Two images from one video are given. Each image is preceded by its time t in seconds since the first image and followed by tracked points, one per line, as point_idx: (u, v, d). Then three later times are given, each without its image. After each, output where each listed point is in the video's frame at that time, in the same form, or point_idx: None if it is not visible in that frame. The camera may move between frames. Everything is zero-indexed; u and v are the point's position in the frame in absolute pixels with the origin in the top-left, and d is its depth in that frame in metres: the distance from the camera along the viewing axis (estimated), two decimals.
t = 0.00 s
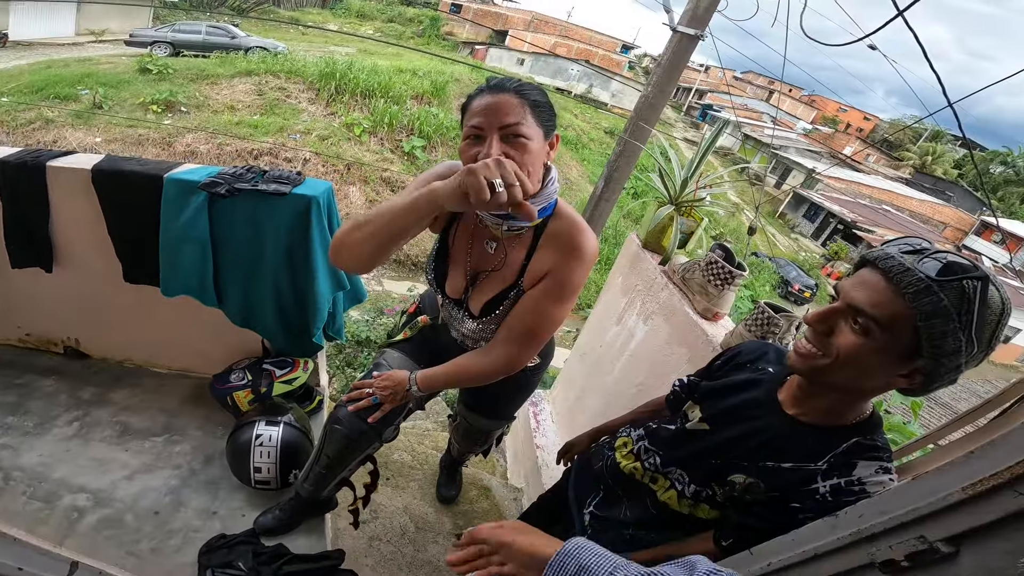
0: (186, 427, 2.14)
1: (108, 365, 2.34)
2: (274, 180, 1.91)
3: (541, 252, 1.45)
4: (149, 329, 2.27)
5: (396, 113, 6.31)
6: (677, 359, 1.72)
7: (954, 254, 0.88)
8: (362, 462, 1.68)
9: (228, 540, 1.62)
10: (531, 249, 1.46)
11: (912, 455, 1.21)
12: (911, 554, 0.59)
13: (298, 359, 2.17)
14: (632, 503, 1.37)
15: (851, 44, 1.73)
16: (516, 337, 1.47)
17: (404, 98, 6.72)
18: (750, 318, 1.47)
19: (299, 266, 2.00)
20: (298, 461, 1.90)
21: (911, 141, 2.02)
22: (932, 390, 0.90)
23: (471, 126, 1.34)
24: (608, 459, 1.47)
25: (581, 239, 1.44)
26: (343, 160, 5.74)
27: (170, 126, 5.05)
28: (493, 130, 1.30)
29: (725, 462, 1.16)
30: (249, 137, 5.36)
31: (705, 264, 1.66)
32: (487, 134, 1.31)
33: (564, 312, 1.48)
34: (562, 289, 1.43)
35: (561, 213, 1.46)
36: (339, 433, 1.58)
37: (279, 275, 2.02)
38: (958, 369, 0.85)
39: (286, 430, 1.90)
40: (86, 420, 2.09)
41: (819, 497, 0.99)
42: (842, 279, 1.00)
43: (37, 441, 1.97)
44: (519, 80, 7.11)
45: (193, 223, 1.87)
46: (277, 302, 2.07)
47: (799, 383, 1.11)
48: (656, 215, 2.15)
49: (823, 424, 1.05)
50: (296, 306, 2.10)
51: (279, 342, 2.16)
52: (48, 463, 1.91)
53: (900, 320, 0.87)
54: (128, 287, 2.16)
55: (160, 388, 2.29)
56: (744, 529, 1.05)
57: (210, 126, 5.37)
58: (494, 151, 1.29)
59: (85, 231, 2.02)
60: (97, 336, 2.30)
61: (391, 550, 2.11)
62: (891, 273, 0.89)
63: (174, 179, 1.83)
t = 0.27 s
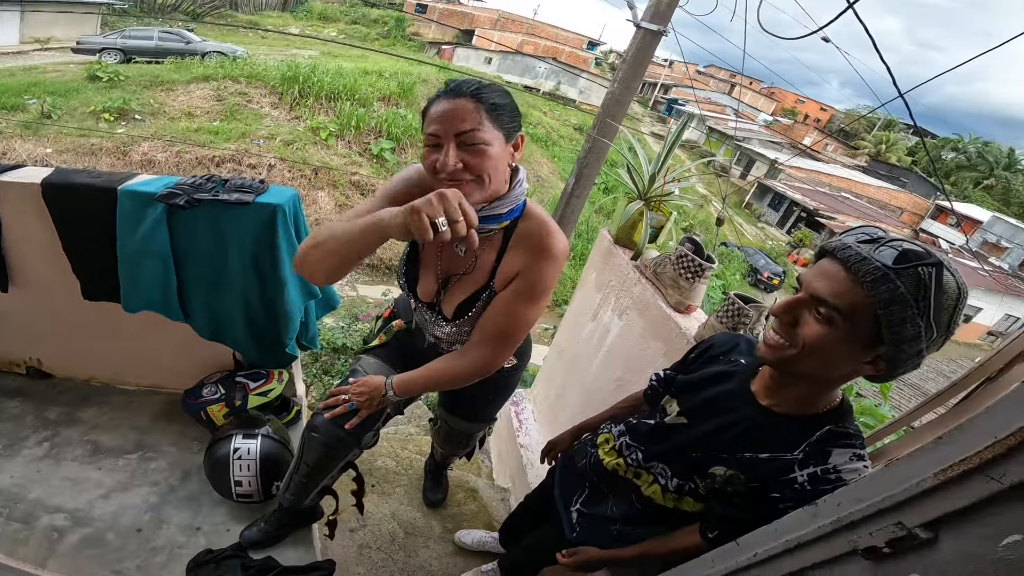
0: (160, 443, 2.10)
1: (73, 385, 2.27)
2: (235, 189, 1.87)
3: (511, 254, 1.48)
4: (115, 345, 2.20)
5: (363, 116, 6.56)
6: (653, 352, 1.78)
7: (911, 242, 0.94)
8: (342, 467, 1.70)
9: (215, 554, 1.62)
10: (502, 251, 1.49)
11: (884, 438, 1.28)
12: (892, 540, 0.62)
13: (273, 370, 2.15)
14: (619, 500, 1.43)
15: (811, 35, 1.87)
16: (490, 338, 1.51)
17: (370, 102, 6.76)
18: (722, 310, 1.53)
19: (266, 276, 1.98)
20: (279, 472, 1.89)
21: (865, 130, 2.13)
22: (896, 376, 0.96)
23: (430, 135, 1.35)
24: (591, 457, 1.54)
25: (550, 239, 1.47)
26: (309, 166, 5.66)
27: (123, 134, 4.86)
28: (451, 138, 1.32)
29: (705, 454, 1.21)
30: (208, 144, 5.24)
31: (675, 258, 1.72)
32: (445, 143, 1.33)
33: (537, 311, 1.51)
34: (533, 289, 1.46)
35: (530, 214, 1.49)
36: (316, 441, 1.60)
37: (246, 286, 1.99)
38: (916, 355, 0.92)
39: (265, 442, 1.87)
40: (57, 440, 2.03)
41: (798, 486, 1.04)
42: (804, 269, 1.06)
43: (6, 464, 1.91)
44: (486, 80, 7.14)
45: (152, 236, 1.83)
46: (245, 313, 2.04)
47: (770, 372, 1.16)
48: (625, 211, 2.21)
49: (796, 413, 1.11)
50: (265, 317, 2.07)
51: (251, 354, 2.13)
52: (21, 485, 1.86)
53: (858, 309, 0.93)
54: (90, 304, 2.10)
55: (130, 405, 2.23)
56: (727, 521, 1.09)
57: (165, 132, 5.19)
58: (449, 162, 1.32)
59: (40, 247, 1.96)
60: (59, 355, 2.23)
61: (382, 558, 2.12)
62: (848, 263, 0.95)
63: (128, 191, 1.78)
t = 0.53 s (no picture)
0: (130, 458, 2.06)
1: (33, 403, 2.20)
2: (187, 196, 1.85)
3: (473, 258, 1.49)
4: (73, 361, 2.16)
5: (323, 117, 6.11)
6: (626, 339, 1.84)
7: (863, 220, 1.01)
8: (320, 474, 1.70)
9: (199, 567, 1.65)
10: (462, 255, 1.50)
11: (854, 418, 1.35)
12: (871, 520, 0.64)
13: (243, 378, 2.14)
14: (601, 491, 1.47)
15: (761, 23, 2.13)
16: (468, 342, 1.53)
17: (332, 102, 6.48)
18: (690, 295, 1.59)
19: (226, 282, 1.97)
20: (255, 481, 1.89)
21: (821, 116, 2.35)
22: (858, 352, 1.04)
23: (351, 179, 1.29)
24: (571, 449, 1.58)
25: (511, 239, 1.48)
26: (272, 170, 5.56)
27: (68, 142, 4.70)
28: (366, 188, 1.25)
29: (683, 440, 1.27)
30: (162, 151, 5.08)
31: (643, 245, 1.78)
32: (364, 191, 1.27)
33: (509, 311, 1.53)
34: (501, 291, 1.48)
35: (487, 213, 1.49)
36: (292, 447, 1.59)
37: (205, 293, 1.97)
38: (873, 330, 0.99)
39: (238, 452, 1.87)
40: (22, 460, 1.97)
41: (774, 468, 1.08)
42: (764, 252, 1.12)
43: None
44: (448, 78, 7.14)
45: (101, 247, 1.79)
46: (207, 321, 2.03)
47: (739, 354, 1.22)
48: (592, 201, 2.26)
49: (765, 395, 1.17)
50: (227, 323, 2.06)
51: (216, 363, 2.12)
52: None
53: (817, 288, 1.00)
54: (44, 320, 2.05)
55: (93, 422, 2.17)
56: (709, 505, 1.14)
57: (116, 142, 5.03)
58: (388, 211, 1.29)
59: None
60: (14, 374, 2.16)
61: (371, 562, 2.13)
62: (805, 243, 1.02)
63: (72, 201, 1.73)
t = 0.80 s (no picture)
0: (80, 466, 1.98)
1: None
2: (101, 190, 1.77)
3: (380, 249, 1.46)
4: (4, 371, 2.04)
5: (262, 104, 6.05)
6: (577, 305, 1.87)
7: (779, 159, 1.06)
8: (268, 459, 1.68)
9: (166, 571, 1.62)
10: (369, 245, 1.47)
11: (797, 369, 1.40)
12: (824, 478, 0.74)
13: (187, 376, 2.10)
14: (562, 465, 1.51)
15: None
16: (408, 330, 1.53)
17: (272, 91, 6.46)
18: (636, 254, 1.63)
19: (155, 276, 1.92)
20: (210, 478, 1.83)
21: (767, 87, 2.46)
22: (790, 294, 1.08)
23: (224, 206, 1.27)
24: (529, 423, 1.60)
25: (416, 223, 1.43)
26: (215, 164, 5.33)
27: None
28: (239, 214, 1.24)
29: (631, 404, 1.30)
30: (91, 155, 4.82)
31: (587, 209, 1.81)
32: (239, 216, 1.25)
33: (438, 291, 1.52)
34: (422, 276, 1.47)
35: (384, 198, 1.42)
36: (233, 433, 1.60)
37: (134, 290, 1.91)
38: (801, 268, 1.02)
39: (190, 451, 1.82)
40: None
41: (724, 428, 1.12)
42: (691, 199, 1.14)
43: None
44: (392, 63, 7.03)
45: (12, 249, 1.68)
46: (141, 320, 1.97)
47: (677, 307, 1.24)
48: (537, 168, 2.27)
49: (703, 346, 1.20)
50: (163, 319, 2.01)
51: (156, 362, 2.06)
52: None
53: (745, 229, 1.03)
54: None
55: (38, 433, 2.06)
56: (669, 473, 1.17)
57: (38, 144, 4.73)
58: (268, 227, 1.28)
59: None
60: None
61: (348, 554, 2.11)
62: (730, 185, 1.05)
63: None
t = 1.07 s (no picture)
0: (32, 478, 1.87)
1: None
2: None
3: (271, 258, 1.34)
4: None
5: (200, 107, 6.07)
6: (521, 275, 1.88)
7: (690, 107, 1.03)
8: (211, 454, 1.65)
9: None
10: (260, 253, 1.35)
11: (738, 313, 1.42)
12: (759, 436, 0.74)
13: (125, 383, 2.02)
14: (515, 441, 1.48)
15: None
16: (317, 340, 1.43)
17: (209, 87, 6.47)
18: (572, 219, 1.65)
19: (72, 282, 1.79)
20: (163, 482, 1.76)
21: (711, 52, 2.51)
22: (719, 238, 1.08)
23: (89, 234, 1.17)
24: (480, 400, 1.59)
25: (298, 229, 1.28)
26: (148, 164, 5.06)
27: None
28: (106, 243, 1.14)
29: (570, 371, 1.27)
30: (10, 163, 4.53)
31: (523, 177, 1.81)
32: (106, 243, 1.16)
33: (343, 296, 1.40)
34: (316, 287, 1.34)
35: (263, 203, 1.29)
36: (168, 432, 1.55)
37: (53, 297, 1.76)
38: (722, 215, 1.03)
39: (136, 457, 1.75)
40: None
41: (661, 388, 1.10)
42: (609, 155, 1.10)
43: None
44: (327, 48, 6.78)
45: None
46: (66, 329, 1.83)
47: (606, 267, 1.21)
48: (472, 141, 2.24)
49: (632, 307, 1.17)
50: (90, 326, 1.88)
51: (90, 370, 1.94)
52: None
53: (671, 180, 1.01)
54: None
55: None
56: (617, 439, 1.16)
57: None
58: (143, 251, 1.20)
59: None
60: None
61: (323, 550, 2.07)
62: (649, 136, 1.01)
63: None
